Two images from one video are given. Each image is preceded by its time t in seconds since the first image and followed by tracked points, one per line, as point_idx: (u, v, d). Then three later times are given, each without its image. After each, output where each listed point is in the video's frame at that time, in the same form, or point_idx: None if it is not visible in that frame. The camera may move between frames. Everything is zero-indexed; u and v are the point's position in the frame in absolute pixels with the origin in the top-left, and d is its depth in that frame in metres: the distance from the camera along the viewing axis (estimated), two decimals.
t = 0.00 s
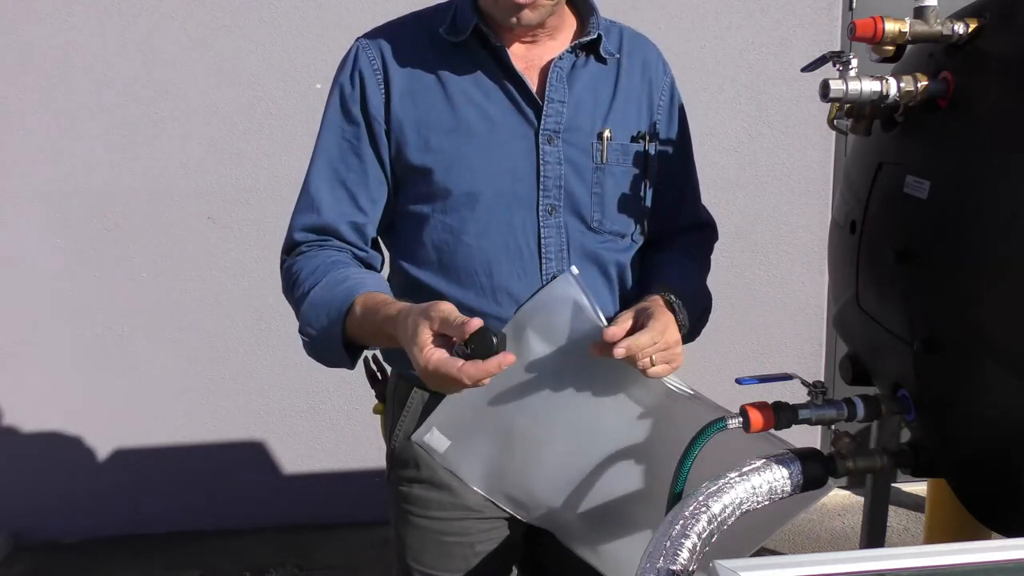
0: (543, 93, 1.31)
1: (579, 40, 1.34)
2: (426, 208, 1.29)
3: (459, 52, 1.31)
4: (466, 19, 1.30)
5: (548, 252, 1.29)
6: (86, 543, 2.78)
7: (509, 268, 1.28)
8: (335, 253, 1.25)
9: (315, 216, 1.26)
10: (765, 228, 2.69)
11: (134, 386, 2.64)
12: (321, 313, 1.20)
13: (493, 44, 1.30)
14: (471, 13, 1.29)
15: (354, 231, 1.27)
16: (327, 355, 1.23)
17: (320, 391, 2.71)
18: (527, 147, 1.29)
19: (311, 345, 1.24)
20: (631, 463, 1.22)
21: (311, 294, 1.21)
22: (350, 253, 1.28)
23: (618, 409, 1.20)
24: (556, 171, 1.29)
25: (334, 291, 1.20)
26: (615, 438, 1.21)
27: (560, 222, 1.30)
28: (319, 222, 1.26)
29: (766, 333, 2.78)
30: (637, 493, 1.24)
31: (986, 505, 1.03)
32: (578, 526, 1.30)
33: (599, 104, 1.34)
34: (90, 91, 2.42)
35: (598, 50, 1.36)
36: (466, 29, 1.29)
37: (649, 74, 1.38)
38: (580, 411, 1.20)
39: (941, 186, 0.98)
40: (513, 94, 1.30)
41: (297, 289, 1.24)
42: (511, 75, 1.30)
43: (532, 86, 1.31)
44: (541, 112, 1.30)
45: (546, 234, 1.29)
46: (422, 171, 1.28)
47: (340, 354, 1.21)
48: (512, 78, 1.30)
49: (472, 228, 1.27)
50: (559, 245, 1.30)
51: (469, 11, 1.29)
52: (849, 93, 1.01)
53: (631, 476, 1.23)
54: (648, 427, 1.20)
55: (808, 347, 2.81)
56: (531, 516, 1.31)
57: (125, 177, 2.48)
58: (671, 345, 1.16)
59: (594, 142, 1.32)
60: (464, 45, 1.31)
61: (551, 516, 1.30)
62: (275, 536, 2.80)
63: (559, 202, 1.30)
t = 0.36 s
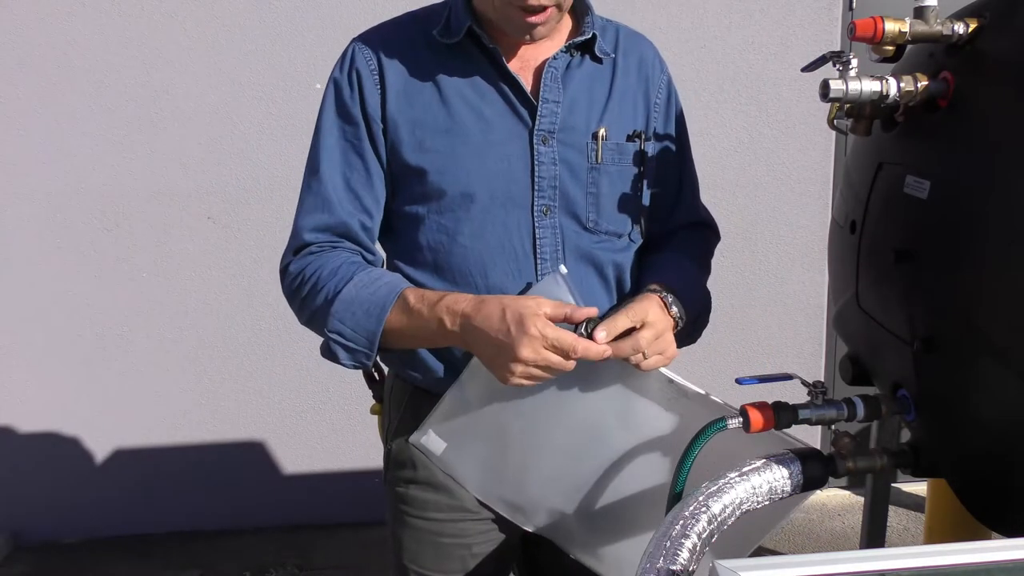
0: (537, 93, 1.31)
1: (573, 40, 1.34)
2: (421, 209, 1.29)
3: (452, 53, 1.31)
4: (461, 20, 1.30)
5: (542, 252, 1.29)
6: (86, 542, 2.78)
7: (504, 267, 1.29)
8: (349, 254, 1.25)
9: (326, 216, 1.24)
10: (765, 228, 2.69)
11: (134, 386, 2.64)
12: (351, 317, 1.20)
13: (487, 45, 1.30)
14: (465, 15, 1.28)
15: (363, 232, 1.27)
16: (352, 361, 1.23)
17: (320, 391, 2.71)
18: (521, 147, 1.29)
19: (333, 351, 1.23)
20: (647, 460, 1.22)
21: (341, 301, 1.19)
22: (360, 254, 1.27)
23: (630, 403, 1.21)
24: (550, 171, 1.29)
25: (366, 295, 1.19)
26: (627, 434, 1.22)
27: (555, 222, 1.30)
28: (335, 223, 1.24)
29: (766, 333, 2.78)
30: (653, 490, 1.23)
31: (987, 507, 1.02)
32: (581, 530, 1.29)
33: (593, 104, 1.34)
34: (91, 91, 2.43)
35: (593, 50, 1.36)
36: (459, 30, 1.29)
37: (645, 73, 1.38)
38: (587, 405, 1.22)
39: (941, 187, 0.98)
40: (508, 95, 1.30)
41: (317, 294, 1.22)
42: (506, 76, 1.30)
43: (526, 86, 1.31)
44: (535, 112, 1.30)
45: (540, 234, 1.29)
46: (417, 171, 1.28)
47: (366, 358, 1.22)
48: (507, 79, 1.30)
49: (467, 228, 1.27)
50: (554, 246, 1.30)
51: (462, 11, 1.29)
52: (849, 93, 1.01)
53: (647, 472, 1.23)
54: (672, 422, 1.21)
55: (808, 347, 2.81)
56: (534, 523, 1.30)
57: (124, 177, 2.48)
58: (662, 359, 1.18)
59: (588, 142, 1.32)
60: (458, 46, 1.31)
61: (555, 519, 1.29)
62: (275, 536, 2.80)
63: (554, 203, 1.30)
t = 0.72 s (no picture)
0: (537, 93, 1.31)
1: (572, 40, 1.34)
2: (420, 210, 1.30)
3: (452, 53, 1.31)
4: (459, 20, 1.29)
5: (543, 252, 1.29)
6: (86, 543, 2.78)
7: (504, 267, 1.29)
8: (343, 258, 1.25)
9: (321, 219, 1.25)
10: (765, 228, 2.69)
11: (134, 385, 2.64)
12: (343, 325, 1.20)
13: (486, 45, 1.30)
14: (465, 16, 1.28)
15: (359, 233, 1.27)
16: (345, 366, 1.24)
17: (320, 391, 2.71)
18: (520, 147, 1.29)
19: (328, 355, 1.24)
20: (634, 463, 1.25)
21: (331, 310, 1.19)
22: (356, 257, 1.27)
23: (626, 401, 1.23)
24: (550, 171, 1.29)
25: (356, 303, 1.19)
26: (619, 434, 1.24)
27: (555, 222, 1.30)
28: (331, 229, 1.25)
29: (766, 333, 2.78)
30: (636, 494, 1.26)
31: (988, 507, 1.02)
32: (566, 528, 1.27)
33: (593, 105, 1.34)
34: (91, 92, 2.43)
35: (592, 50, 1.36)
36: (459, 32, 1.29)
37: (643, 73, 1.38)
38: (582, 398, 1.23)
39: (941, 186, 0.98)
40: (507, 95, 1.30)
41: (310, 300, 1.22)
42: (505, 76, 1.30)
43: (526, 86, 1.31)
44: (535, 112, 1.30)
45: (541, 234, 1.29)
46: (416, 171, 1.28)
47: (358, 364, 1.23)
48: (506, 79, 1.30)
49: (467, 229, 1.27)
50: (554, 246, 1.30)
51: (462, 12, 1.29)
52: (849, 93, 1.01)
53: (633, 476, 1.25)
54: (657, 425, 1.24)
55: (808, 347, 2.81)
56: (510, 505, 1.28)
57: (124, 177, 2.48)
58: (669, 365, 1.17)
59: (588, 142, 1.32)
60: (457, 47, 1.31)
61: (539, 516, 1.28)
62: (275, 536, 2.80)
63: (554, 203, 1.30)
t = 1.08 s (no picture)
0: (538, 94, 1.31)
1: (573, 40, 1.34)
2: (422, 210, 1.29)
3: (453, 54, 1.30)
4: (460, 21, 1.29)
5: (545, 252, 1.29)
6: (86, 543, 2.78)
7: (507, 265, 1.29)
8: (341, 257, 1.25)
9: (318, 219, 1.25)
10: (765, 228, 2.69)
11: (134, 385, 2.64)
12: (340, 322, 1.20)
13: (487, 46, 1.30)
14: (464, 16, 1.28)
15: (357, 233, 1.27)
16: (344, 362, 1.25)
17: (320, 391, 2.71)
18: (520, 147, 1.29)
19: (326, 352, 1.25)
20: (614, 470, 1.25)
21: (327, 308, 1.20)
22: (354, 256, 1.27)
23: (615, 401, 1.23)
24: (552, 172, 1.29)
25: (351, 300, 1.19)
26: (604, 437, 1.24)
27: (557, 222, 1.30)
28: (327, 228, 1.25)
29: (767, 332, 2.78)
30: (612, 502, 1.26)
31: (988, 507, 1.02)
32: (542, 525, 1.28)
33: (594, 105, 1.34)
34: (92, 92, 2.43)
35: (592, 50, 1.36)
36: (459, 32, 1.28)
37: (643, 73, 1.38)
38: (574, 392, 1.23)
39: (941, 186, 0.98)
40: (507, 96, 1.29)
41: (307, 298, 1.23)
42: (507, 77, 1.30)
43: (527, 87, 1.31)
44: (536, 113, 1.30)
45: (543, 234, 1.29)
46: (417, 171, 1.28)
47: (356, 360, 1.23)
48: (506, 79, 1.30)
49: (469, 229, 1.27)
50: (556, 245, 1.30)
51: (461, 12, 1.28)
52: (849, 93, 1.01)
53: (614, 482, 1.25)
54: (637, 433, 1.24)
55: (808, 347, 2.81)
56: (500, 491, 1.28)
57: (124, 177, 2.48)
58: (674, 372, 1.17)
59: (590, 142, 1.32)
60: (458, 48, 1.30)
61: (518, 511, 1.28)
62: (275, 536, 2.80)
63: (556, 203, 1.30)
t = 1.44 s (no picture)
0: (541, 91, 1.32)
1: (573, 37, 1.34)
2: (426, 207, 1.29)
3: (459, 52, 1.31)
4: (464, 18, 1.29)
5: (551, 248, 1.29)
6: (86, 542, 2.79)
7: (512, 262, 1.29)
8: (350, 252, 1.23)
9: (326, 214, 1.23)
10: (764, 228, 2.69)
11: (133, 386, 2.64)
12: (356, 314, 1.18)
13: (491, 43, 1.30)
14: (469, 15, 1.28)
15: (365, 230, 1.25)
16: (356, 360, 1.21)
17: (320, 391, 2.71)
18: (525, 144, 1.29)
19: (337, 348, 1.21)
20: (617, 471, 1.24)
21: (344, 298, 1.18)
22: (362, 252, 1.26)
23: (618, 399, 1.23)
24: (557, 167, 1.29)
25: (369, 290, 1.18)
26: (610, 432, 1.24)
27: (562, 218, 1.30)
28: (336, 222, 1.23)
29: (767, 332, 2.78)
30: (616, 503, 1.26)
31: (987, 508, 1.02)
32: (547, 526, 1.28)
33: (596, 101, 1.34)
34: (92, 92, 2.43)
35: (592, 46, 1.36)
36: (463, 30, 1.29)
37: (643, 69, 1.39)
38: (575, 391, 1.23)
39: (940, 186, 0.98)
40: (512, 92, 1.30)
41: (319, 291, 1.20)
42: (510, 75, 1.30)
43: (530, 83, 1.32)
44: (539, 109, 1.30)
45: (549, 230, 1.29)
46: (420, 168, 1.28)
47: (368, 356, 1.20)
48: (509, 75, 1.30)
49: (474, 225, 1.27)
50: (562, 241, 1.30)
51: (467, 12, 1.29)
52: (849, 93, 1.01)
53: (618, 483, 1.25)
54: (641, 431, 1.24)
55: (808, 347, 2.81)
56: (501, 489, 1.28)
57: (124, 177, 2.48)
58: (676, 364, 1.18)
59: (593, 137, 1.32)
60: (463, 46, 1.31)
61: (524, 510, 1.29)
62: (275, 535, 2.80)
63: (561, 198, 1.30)
